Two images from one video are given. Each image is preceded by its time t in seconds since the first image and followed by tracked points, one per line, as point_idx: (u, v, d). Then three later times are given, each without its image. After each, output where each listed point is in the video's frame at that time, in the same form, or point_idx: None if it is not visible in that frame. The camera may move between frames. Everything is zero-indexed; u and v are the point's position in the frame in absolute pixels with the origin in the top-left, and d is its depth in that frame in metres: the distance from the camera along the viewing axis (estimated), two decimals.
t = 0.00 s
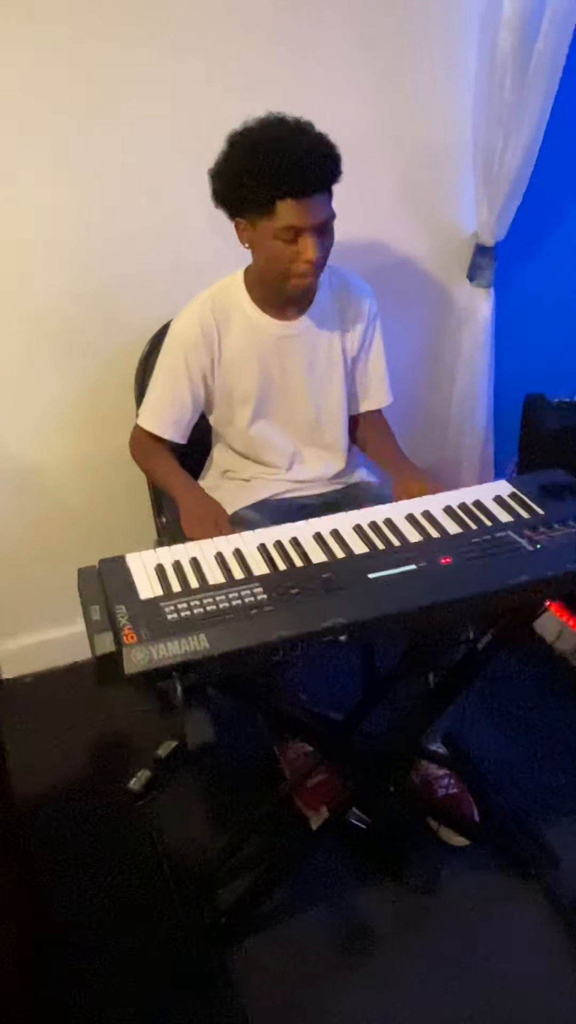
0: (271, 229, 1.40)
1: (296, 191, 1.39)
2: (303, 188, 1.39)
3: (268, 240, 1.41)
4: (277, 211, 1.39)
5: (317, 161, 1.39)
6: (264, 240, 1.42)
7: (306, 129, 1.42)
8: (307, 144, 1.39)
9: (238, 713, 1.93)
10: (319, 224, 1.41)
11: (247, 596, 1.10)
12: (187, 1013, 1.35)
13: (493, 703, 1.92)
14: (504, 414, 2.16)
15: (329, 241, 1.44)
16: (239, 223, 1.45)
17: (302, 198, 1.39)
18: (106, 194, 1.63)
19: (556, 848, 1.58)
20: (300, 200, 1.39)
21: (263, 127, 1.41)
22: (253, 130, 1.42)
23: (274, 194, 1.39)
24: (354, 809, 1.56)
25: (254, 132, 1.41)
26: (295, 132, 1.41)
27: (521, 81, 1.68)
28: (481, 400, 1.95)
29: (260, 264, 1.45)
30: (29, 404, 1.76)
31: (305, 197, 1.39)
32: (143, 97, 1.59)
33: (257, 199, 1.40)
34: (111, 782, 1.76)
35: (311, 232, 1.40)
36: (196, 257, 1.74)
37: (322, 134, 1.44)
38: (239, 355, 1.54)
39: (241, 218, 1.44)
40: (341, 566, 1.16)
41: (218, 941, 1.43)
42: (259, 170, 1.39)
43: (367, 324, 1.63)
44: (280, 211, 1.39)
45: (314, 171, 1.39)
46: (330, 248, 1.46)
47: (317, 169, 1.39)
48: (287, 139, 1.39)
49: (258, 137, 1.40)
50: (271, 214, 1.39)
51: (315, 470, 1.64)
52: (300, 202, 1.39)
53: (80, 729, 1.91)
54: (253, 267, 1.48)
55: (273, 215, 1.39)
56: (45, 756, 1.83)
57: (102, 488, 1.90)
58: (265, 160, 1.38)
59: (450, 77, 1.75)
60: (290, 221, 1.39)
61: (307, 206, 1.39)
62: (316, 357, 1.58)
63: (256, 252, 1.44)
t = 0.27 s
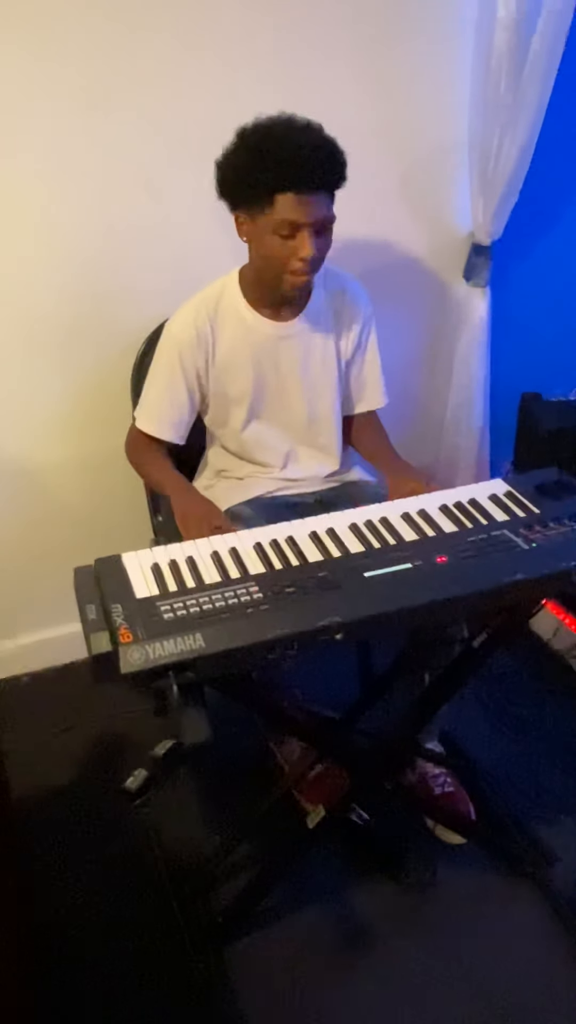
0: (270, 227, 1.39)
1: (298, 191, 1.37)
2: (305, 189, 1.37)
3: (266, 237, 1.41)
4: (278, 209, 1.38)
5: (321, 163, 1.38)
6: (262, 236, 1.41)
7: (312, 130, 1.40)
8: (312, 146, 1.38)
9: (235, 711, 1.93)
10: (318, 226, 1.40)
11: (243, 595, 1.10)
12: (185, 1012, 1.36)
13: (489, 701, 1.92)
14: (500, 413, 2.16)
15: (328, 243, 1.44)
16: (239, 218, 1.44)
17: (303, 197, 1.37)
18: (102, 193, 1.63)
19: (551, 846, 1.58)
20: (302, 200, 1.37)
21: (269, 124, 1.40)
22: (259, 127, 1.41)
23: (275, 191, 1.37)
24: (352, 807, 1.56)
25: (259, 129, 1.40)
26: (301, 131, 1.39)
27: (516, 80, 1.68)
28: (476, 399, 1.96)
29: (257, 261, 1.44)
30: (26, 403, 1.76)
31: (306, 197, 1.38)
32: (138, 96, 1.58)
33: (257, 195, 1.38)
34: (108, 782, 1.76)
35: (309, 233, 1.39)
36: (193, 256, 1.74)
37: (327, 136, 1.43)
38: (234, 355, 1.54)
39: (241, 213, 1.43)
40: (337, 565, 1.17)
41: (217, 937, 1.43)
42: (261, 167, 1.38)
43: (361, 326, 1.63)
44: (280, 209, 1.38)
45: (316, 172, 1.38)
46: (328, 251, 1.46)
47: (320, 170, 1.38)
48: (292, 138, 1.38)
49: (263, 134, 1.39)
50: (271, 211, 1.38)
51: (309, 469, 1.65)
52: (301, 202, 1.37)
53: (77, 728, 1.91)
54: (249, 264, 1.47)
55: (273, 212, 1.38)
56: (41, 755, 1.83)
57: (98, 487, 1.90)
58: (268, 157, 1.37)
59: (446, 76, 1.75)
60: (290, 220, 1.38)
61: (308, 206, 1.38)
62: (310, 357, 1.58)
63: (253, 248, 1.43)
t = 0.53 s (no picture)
0: (273, 234, 1.38)
1: (303, 203, 1.35)
2: (309, 201, 1.36)
3: (268, 244, 1.39)
4: (281, 218, 1.36)
5: (328, 174, 1.36)
6: (265, 243, 1.40)
7: (321, 136, 1.37)
8: (319, 154, 1.36)
9: (232, 710, 1.93)
10: (321, 238, 1.39)
11: (239, 593, 1.10)
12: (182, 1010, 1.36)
13: (486, 699, 1.93)
14: (497, 412, 2.16)
15: (329, 253, 1.43)
16: (242, 218, 1.43)
17: (307, 209, 1.36)
18: (99, 192, 1.63)
19: (548, 844, 1.59)
20: (306, 212, 1.36)
21: (277, 128, 1.37)
22: (266, 128, 1.38)
23: (278, 199, 1.36)
24: (348, 806, 1.57)
25: (267, 130, 1.37)
26: (309, 138, 1.36)
27: (513, 79, 1.68)
28: (473, 398, 1.96)
29: (258, 265, 1.43)
30: (23, 402, 1.76)
31: (310, 208, 1.36)
32: (135, 95, 1.58)
33: (260, 203, 1.37)
34: (105, 781, 1.76)
35: (311, 244, 1.38)
36: (190, 255, 1.74)
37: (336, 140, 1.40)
38: (231, 355, 1.53)
39: (245, 215, 1.41)
40: (333, 564, 1.17)
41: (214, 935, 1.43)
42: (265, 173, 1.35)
43: (360, 329, 1.63)
44: (284, 218, 1.36)
45: (321, 184, 1.36)
46: (330, 258, 1.45)
47: (326, 182, 1.36)
48: (299, 145, 1.35)
49: (271, 138, 1.36)
50: (273, 220, 1.37)
51: (306, 470, 1.65)
52: (304, 214, 1.36)
53: (74, 727, 1.91)
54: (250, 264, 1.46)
55: (276, 221, 1.37)
56: (39, 754, 1.84)
57: (96, 485, 1.90)
58: (273, 165, 1.35)
59: (443, 75, 1.75)
60: (292, 230, 1.37)
61: (311, 219, 1.36)
62: (308, 359, 1.57)
63: (255, 251, 1.42)
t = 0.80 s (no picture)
0: (296, 222, 1.37)
1: (325, 189, 1.35)
2: (331, 187, 1.35)
3: (289, 233, 1.38)
4: (303, 206, 1.36)
5: (348, 162, 1.36)
6: (285, 232, 1.38)
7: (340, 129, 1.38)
8: (339, 143, 1.36)
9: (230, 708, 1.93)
10: (341, 227, 1.38)
11: (239, 592, 1.10)
12: (179, 1008, 1.36)
13: (485, 698, 1.93)
14: (496, 411, 2.16)
15: (346, 245, 1.42)
16: (260, 212, 1.42)
17: (329, 196, 1.36)
18: (98, 189, 1.62)
19: (546, 843, 1.59)
20: (327, 199, 1.36)
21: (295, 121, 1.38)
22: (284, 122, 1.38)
23: (300, 187, 1.35)
24: (346, 805, 1.57)
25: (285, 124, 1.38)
26: (328, 128, 1.37)
27: (513, 76, 1.68)
28: (472, 397, 1.96)
29: (276, 256, 1.41)
30: (22, 400, 1.76)
31: (332, 195, 1.36)
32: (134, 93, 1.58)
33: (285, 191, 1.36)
34: (102, 779, 1.76)
35: (332, 232, 1.38)
36: (189, 253, 1.74)
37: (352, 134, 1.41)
38: (245, 354, 1.51)
39: (264, 207, 1.40)
40: (332, 563, 1.17)
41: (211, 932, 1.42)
42: (287, 162, 1.35)
43: (369, 330, 1.64)
44: (305, 206, 1.36)
45: (342, 171, 1.36)
46: (346, 251, 1.44)
47: (346, 170, 1.36)
48: (319, 134, 1.36)
49: (291, 130, 1.37)
50: (295, 208, 1.36)
51: (310, 468, 1.65)
52: (326, 200, 1.36)
53: (73, 725, 1.91)
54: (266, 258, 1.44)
55: (297, 209, 1.36)
56: (37, 753, 1.83)
57: (94, 484, 1.90)
58: (295, 153, 1.35)
59: (443, 74, 1.75)
60: (314, 217, 1.36)
61: (333, 206, 1.36)
62: (318, 358, 1.57)
63: (273, 243, 1.41)
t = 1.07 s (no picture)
0: (343, 232, 1.36)
1: (376, 203, 1.35)
2: (381, 203, 1.36)
3: (333, 239, 1.37)
4: (353, 216, 1.35)
5: (399, 181, 1.36)
6: (330, 238, 1.37)
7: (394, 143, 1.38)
8: (394, 159, 1.36)
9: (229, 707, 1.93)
10: (383, 243, 1.39)
11: (239, 591, 1.10)
12: (178, 1006, 1.36)
13: (484, 697, 1.93)
14: (496, 410, 2.16)
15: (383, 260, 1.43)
16: (302, 210, 1.40)
17: (380, 210, 1.36)
18: (98, 186, 1.62)
19: (544, 842, 1.59)
20: (376, 214, 1.36)
21: (351, 126, 1.37)
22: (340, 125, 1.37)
23: (349, 196, 1.35)
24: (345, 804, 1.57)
25: (341, 127, 1.37)
26: (384, 141, 1.37)
27: (515, 75, 1.67)
28: (472, 396, 1.95)
29: (315, 259, 1.40)
30: (21, 398, 1.76)
31: (381, 210, 1.36)
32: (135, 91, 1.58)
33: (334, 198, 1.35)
34: (101, 777, 1.76)
35: (375, 246, 1.38)
36: (189, 251, 1.73)
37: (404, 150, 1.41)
38: (259, 347, 1.51)
39: (308, 206, 1.39)
40: (333, 562, 1.16)
41: (210, 929, 1.42)
42: (339, 169, 1.34)
43: (380, 330, 1.65)
44: (356, 216, 1.35)
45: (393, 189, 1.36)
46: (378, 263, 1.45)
47: (396, 189, 1.36)
48: (377, 145, 1.35)
49: (348, 135, 1.36)
50: (342, 216, 1.36)
51: (313, 468, 1.64)
52: (376, 215, 1.35)
53: (71, 723, 1.90)
54: (299, 256, 1.43)
55: (347, 218, 1.36)
56: (35, 751, 1.83)
57: (94, 482, 1.90)
58: (349, 162, 1.34)
59: (444, 73, 1.75)
60: (361, 229, 1.36)
61: (381, 221, 1.36)
62: (329, 357, 1.57)
63: (314, 244, 1.40)
